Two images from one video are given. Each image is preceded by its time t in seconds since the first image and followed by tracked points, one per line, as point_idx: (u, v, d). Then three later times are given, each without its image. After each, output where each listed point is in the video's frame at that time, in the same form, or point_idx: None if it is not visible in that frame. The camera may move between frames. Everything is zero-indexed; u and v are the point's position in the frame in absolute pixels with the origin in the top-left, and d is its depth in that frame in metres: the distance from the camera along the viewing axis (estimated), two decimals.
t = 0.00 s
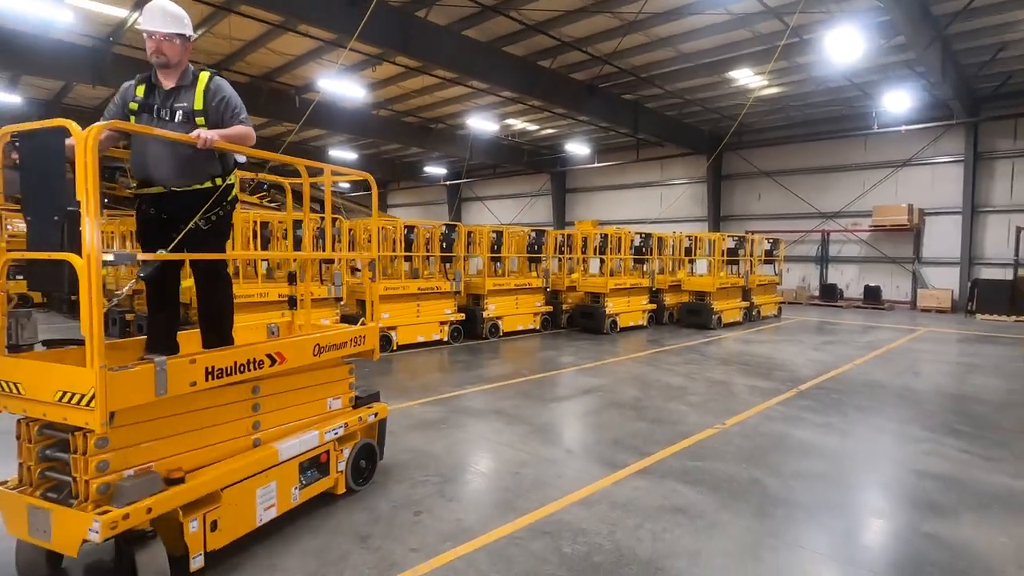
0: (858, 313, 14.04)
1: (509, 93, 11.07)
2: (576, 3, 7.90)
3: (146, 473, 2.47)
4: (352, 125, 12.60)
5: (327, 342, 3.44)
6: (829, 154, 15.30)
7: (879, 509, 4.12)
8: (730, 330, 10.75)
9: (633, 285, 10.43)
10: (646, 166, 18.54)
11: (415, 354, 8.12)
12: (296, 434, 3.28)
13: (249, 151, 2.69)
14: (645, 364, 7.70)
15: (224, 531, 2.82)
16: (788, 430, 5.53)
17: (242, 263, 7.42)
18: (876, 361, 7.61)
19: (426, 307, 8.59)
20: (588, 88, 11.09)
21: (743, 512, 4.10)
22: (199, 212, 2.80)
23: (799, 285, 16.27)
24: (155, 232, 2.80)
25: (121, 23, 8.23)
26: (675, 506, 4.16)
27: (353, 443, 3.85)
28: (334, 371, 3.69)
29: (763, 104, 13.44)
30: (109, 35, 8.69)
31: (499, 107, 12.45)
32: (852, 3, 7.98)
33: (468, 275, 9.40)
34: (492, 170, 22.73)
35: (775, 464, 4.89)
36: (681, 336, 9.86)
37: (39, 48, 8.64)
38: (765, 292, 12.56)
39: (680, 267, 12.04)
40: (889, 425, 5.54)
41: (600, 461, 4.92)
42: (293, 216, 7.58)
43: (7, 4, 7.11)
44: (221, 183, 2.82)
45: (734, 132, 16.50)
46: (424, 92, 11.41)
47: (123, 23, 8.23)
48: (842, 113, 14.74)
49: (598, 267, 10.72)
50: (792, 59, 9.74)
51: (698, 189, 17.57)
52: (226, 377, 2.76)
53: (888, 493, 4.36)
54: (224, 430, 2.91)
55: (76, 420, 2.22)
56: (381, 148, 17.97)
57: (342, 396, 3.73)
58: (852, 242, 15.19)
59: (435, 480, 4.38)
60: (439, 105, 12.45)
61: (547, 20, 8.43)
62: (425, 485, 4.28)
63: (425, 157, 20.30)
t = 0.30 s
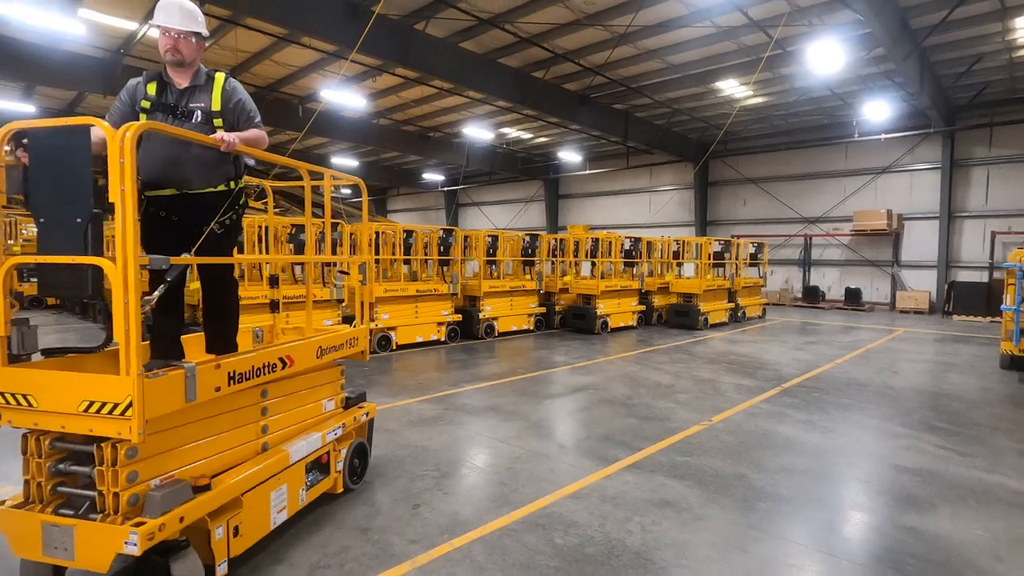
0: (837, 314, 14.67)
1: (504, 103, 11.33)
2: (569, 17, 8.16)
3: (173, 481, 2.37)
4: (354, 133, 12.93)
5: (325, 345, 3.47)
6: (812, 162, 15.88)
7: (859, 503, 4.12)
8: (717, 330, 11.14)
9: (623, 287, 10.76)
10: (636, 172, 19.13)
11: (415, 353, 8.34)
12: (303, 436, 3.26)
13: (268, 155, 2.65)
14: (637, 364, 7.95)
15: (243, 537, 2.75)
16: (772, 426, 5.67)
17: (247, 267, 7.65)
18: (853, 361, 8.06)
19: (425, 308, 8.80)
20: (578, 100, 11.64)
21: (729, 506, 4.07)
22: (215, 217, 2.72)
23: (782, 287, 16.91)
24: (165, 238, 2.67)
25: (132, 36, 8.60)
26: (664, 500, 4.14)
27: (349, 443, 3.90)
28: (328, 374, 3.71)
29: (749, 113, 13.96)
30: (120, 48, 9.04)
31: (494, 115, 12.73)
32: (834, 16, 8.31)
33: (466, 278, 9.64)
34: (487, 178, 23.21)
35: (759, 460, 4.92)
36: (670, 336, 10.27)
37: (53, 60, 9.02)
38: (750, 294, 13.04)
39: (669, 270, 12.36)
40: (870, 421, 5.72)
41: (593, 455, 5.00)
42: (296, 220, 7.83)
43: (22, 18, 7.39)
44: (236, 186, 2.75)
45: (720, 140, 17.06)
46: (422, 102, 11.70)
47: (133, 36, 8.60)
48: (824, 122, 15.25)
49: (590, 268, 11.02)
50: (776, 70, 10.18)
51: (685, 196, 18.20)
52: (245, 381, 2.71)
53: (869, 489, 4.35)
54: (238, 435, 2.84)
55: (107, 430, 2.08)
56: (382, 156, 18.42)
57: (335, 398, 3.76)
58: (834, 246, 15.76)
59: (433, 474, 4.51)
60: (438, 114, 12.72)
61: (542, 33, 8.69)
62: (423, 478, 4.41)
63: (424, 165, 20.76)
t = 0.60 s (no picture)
0: (822, 314, 14.98)
1: (501, 109, 11.52)
2: (564, 25, 8.33)
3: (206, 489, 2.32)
4: (355, 138, 13.12)
5: (326, 346, 3.48)
6: (801, 167, 16.12)
7: (846, 498, 4.06)
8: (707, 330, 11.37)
9: (618, 289, 11.01)
10: (629, 177, 19.36)
11: (414, 352, 8.53)
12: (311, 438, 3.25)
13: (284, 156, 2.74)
14: (630, 363, 8.12)
15: (269, 542, 2.73)
16: (761, 423, 5.77)
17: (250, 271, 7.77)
18: (840, 360, 8.28)
19: (423, 309, 8.97)
20: (574, 105, 11.78)
21: (718, 500, 4.04)
22: (233, 221, 2.81)
23: (771, 289, 17.19)
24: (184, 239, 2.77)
25: (138, 44, 8.88)
26: (655, 495, 4.13)
27: (345, 446, 3.93)
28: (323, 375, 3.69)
29: (739, 119, 14.19)
30: (126, 56, 9.32)
31: (491, 121, 12.92)
32: (822, 25, 8.49)
33: (464, 280, 9.80)
34: (484, 182, 23.47)
35: (748, 456, 4.93)
36: (662, 336, 10.48)
37: (61, 67, 9.21)
38: (739, 295, 13.25)
39: (661, 271, 12.57)
40: (856, 419, 5.84)
41: (589, 451, 5.08)
42: (297, 223, 7.98)
43: (33, 27, 7.62)
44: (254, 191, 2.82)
45: (710, 146, 17.24)
46: (421, 108, 11.90)
47: (139, 45, 8.88)
48: (810, 129, 15.39)
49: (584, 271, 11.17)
50: (765, 77, 10.39)
51: (677, 200, 18.36)
52: (267, 385, 2.67)
53: (855, 484, 4.33)
54: (256, 440, 2.80)
55: (147, 441, 2.02)
56: (381, 160, 18.65)
57: (328, 399, 3.75)
58: (821, 248, 16.01)
59: (432, 471, 4.62)
60: (437, 120, 12.90)
61: (537, 42, 8.85)
62: (423, 475, 4.52)
63: (421, 169, 20.98)
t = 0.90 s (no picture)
0: (822, 314, 14.99)
1: (501, 109, 11.52)
2: (564, 25, 8.33)
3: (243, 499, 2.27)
4: (355, 138, 13.13)
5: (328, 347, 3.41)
6: (800, 166, 16.13)
7: (846, 498, 4.06)
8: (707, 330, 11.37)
9: (618, 289, 11.01)
10: (629, 177, 19.36)
11: (414, 352, 8.53)
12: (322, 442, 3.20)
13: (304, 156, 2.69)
14: (630, 363, 8.12)
15: (295, 549, 2.70)
16: (761, 423, 5.77)
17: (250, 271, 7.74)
18: (840, 360, 8.28)
19: (423, 309, 8.97)
20: (573, 105, 11.78)
21: (718, 501, 4.04)
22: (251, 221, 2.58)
23: (771, 289, 17.20)
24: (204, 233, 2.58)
25: (138, 44, 8.88)
26: (656, 495, 4.13)
27: (342, 450, 3.85)
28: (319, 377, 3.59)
29: (739, 119, 14.21)
30: (127, 56, 9.34)
31: (491, 121, 12.92)
32: (822, 25, 8.49)
33: (463, 280, 9.80)
34: (484, 182, 23.46)
35: (748, 455, 4.93)
36: (661, 336, 10.47)
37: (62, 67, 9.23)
38: (739, 295, 13.25)
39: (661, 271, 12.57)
40: (856, 419, 5.84)
41: (589, 451, 5.07)
42: (298, 223, 7.97)
43: (33, 28, 7.63)
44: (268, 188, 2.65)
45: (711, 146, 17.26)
46: (422, 108, 11.89)
47: (139, 45, 8.89)
48: (811, 128, 15.40)
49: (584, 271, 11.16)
50: (765, 77, 10.38)
51: (677, 200, 18.36)
52: (290, 389, 2.62)
53: (855, 484, 4.33)
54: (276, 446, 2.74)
55: (194, 451, 1.95)
56: (381, 160, 18.67)
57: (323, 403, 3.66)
58: (821, 248, 16.02)
59: (431, 471, 4.62)
60: (437, 120, 12.90)
61: (537, 42, 8.85)
62: (423, 475, 4.52)
63: (421, 169, 20.99)
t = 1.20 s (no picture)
0: (821, 314, 15.00)
1: (500, 109, 11.51)
2: (564, 25, 8.33)
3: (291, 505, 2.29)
4: (355, 138, 13.14)
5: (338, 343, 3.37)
6: (800, 166, 16.14)
7: (846, 499, 4.06)
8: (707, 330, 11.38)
9: (618, 288, 11.02)
10: (629, 177, 19.37)
11: (414, 352, 8.52)
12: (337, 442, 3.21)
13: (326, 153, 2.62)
14: (630, 363, 8.12)
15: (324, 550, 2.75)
16: (761, 423, 5.77)
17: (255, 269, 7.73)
18: (840, 360, 8.28)
19: (423, 309, 8.97)
20: (574, 105, 11.79)
21: (719, 500, 4.04)
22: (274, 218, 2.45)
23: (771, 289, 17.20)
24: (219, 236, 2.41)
25: (138, 44, 8.89)
26: (656, 495, 4.13)
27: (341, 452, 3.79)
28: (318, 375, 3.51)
29: (739, 119, 14.23)
30: (127, 56, 9.35)
31: (491, 121, 12.91)
32: (822, 25, 8.49)
33: (463, 280, 9.80)
34: (484, 182, 23.46)
35: (748, 455, 4.92)
36: (661, 336, 10.47)
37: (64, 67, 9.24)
38: (739, 295, 13.24)
39: (661, 271, 12.57)
40: (856, 419, 5.84)
41: (589, 451, 5.07)
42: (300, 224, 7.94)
43: (33, 27, 7.63)
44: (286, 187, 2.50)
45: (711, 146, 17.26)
46: (422, 108, 11.90)
47: (139, 45, 8.89)
48: (811, 128, 15.40)
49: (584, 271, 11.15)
50: (765, 77, 10.38)
51: (677, 200, 18.37)
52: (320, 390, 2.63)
53: (856, 484, 4.32)
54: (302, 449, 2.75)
55: (254, 459, 1.96)
56: (381, 161, 18.67)
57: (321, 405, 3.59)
58: (821, 248, 16.02)
59: (431, 471, 4.62)
60: (437, 120, 12.91)
61: (537, 42, 8.85)
62: (424, 475, 4.52)
63: (421, 169, 21.01)
